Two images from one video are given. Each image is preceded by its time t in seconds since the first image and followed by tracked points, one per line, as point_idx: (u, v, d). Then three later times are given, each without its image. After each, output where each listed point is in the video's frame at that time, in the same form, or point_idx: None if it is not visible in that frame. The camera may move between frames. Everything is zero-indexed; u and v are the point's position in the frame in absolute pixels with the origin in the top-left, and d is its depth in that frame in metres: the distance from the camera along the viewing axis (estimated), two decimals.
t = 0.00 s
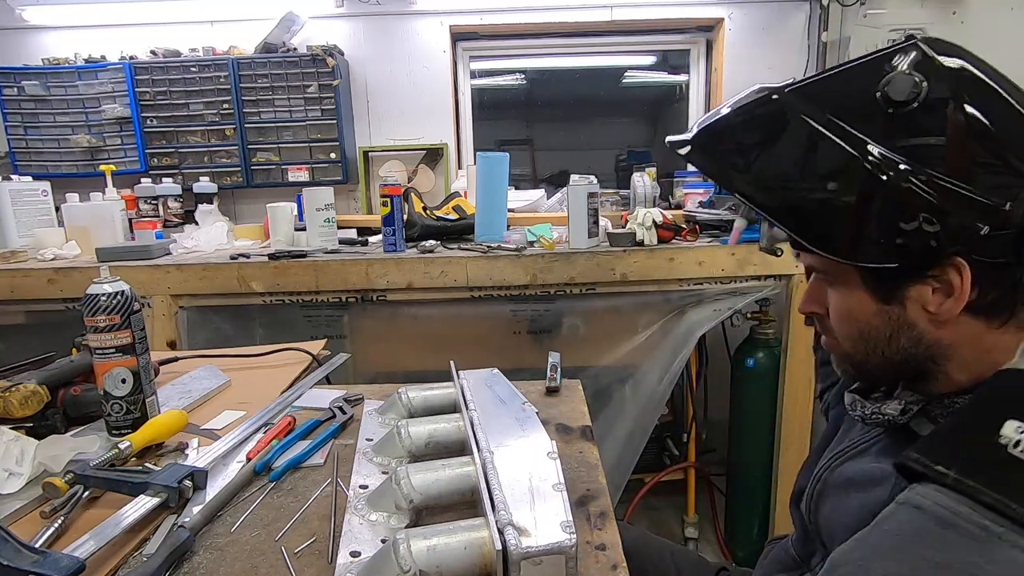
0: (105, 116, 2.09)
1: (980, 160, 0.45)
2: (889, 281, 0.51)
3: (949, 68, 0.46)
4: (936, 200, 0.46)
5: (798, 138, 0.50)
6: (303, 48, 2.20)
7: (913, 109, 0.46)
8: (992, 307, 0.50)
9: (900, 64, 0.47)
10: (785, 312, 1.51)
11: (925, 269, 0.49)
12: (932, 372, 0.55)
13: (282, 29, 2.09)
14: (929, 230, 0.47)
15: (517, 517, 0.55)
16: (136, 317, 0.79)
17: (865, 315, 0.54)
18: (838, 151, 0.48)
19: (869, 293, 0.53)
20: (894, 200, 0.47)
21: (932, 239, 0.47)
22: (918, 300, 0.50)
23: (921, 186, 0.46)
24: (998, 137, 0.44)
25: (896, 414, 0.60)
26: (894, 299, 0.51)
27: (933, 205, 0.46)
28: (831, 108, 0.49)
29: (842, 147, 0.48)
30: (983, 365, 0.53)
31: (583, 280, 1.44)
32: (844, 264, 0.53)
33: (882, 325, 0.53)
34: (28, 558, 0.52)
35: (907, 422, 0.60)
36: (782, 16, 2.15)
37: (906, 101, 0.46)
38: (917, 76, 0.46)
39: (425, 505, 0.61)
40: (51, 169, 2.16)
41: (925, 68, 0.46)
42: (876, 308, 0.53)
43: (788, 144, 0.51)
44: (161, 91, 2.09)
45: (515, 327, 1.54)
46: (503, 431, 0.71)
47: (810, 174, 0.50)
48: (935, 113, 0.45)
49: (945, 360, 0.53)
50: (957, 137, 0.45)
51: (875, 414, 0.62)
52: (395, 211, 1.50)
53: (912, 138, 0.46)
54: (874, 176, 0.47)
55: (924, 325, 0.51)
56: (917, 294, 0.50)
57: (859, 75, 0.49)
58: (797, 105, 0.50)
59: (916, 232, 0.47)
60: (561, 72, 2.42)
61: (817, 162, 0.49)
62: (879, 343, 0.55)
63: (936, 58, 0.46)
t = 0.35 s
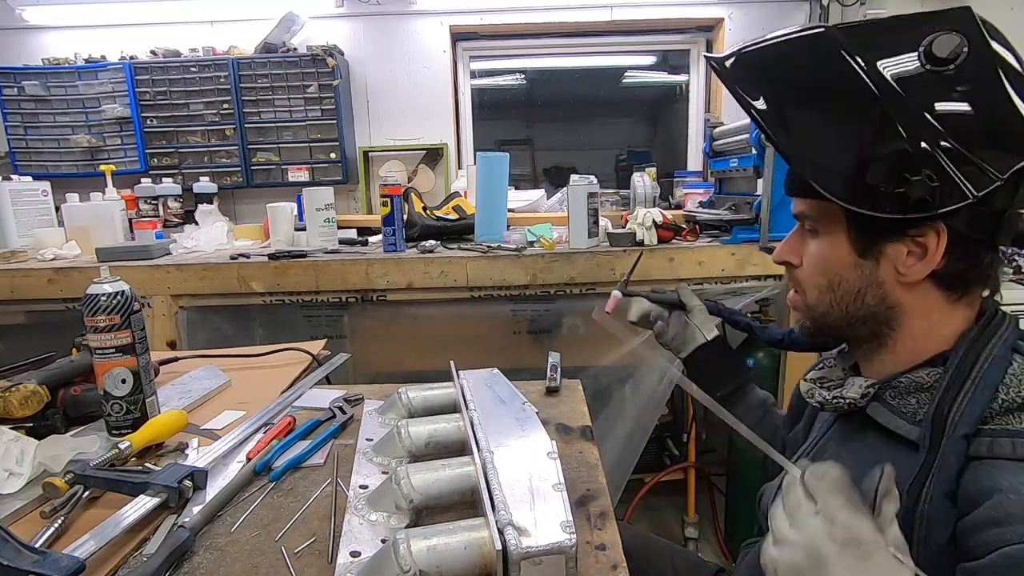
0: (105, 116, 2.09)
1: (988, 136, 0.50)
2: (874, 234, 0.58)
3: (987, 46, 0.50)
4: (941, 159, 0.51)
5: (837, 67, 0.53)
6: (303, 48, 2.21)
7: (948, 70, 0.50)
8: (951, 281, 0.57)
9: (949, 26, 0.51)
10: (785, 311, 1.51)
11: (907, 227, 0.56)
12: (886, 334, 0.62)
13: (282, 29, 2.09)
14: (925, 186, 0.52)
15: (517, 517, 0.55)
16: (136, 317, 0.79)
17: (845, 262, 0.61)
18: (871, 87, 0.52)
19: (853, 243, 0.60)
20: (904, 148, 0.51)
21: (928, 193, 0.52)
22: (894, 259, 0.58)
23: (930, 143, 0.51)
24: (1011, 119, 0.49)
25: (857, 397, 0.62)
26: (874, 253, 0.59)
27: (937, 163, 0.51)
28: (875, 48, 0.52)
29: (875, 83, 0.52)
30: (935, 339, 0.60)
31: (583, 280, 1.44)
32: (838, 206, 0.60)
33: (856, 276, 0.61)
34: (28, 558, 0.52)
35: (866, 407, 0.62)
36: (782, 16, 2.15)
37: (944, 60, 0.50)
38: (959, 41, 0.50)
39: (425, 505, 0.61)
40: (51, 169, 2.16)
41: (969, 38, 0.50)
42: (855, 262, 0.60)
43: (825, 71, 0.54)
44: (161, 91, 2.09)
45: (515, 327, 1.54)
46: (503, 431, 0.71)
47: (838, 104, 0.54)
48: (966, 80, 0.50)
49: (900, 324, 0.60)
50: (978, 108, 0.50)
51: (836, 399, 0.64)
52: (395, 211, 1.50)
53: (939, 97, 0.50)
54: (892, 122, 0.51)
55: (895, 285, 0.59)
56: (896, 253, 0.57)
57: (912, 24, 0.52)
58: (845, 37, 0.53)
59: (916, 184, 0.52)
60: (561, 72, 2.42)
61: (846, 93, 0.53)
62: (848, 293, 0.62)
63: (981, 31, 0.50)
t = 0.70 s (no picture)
0: (105, 116, 2.09)
1: (964, 121, 0.50)
2: (848, 221, 0.58)
3: (958, 40, 0.52)
4: (912, 142, 0.51)
5: (810, 50, 0.56)
6: (303, 48, 2.21)
7: (922, 56, 0.51)
8: (920, 269, 0.58)
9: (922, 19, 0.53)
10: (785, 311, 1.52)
11: (879, 214, 0.57)
12: (861, 323, 0.61)
13: (282, 29, 2.09)
14: (898, 167, 0.52)
15: (517, 517, 0.55)
16: (136, 317, 0.79)
17: (818, 250, 0.61)
18: (842, 68, 0.53)
19: (825, 229, 0.60)
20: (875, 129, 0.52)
21: (902, 174, 0.52)
22: (866, 245, 0.58)
23: (902, 125, 0.51)
24: (981, 107, 0.51)
25: (847, 394, 0.60)
26: (847, 240, 0.59)
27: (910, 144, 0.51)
28: (850, 35, 0.54)
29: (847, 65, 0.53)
30: (907, 328, 0.60)
31: (582, 280, 1.44)
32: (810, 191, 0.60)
33: (828, 262, 0.60)
34: (28, 558, 0.52)
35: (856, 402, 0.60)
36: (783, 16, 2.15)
37: (918, 47, 0.51)
38: (931, 32, 0.52)
39: (425, 505, 0.61)
40: (51, 169, 2.16)
41: (941, 31, 0.52)
42: (827, 249, 0.60)
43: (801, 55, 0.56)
44: (161, 91, 2.09)
45: (515, 327, 1.54)
46: (504, 431, 0.71)
47: (812, 83, 0.55)
48: (938, 66, 0.51)
49: (876, 312, 0.60)
50: (953, 94, 0.51)
51: (825, 396, 0.61)
52: (395, 211, 1.50)
53: (913, 80, 0.51)
54: (864, 101, 0.52)
55: (868, 272, 0.59)
56: (868, 240, 0.58)
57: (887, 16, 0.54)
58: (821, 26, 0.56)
59: (889, 166, 0.52)
60: (561, 72, 2.42)
61: (819, 75, 0.54)
62: (821, 281, 0.62)
63: (951, 26, 0.52)
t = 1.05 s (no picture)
0: (105, 116, 2.10)
1: (1010, 125, 0.49)
2: (901, 234, 0.56)
3: (995, 36, 0.50)
4: (963, 150, 0.50)
5: (845, 65, 0.53)
6: (303, 48, 2.20)
7: (958, 60, 0.50)
8: (973, 274, 0.57)
9: (953, 18, 0.51)
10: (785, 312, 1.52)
11: (931, 224, 0.55)
12: (911, 333, 0.60)
13: (282, 29, 2.09)
14: (953, 177, 0.51)
15: (517, 517, 0.55)
16: (136, 317, 0.79)
17: (868, 263, 0.59)
18: (878, 77, 0.51)
19: (873, 244, 0.58)
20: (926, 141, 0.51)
21: (955, 184, 0.51)
22: (919, 255, 0.56)
23: (951, 133, 0.50)
24: None
25: (885, 394, 0.60)
26: (898, 252, 0.57)
27: (960, 154, 0.50)
28: (884, 46, 0.52)
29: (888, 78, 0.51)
30: (959, 334, 0.59)
31: (583, 280, 1.44)
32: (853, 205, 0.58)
33: (879, 276, 0.59)
34: (27, 558, 0.52)
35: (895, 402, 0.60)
36: (783, 16, 2.15)
37: (955, 51, 0.50)
38: (967, 33, 0.50)
39: (424, 505, 0.61)
40: (51, 169, 2.16)
41: (976, 29, 0.50)
42: (877, 262, 0.58)
43: (836, 70, 0.54)
44: (161, 91, 2.09)
45: (516, 327, 1.54)
46: (504, 431, 0.71)
47: (851, 99, 0.53)
48: (979, 68, 0.49)
49: (929, 322, 0.59)
50: (990, 96, 0.49)
51: (862, 395, 0.62)
52: (395, 211, 1.50)
53: (955, 86, 0.50)
54: (911, 115, 0.50)
55: (921, 282, 0.58)
56: (920, 250, 0.56)
57: (914, 19, 0.52)
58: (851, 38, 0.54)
59: (942, 178, 0.51)
60: (561, 72, 2.42)
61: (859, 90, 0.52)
62: (872, 295, 0.60)
63: (986, 23, 0.50)
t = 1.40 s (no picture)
0: (105, 116, 2.10)
1: (1008, 125, 0.50)
2: (912, 227, 0.56)
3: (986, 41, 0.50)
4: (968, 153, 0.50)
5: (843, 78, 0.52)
6: (303, 48, 2.20)
7: (954, 65, 0.50)
8: (982, 267, 0.57)
9: (944, 23, 0.50)
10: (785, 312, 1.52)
11: (937, 220, 0.55)
12: (921, 328, 0.60)
13: (282, 29, 2.09)
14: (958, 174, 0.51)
15: (517, 517, 0.55)
16: (136, 317, 0.79)
17: (877, 262, 0.58)
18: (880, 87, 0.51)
19: (882, 239, 0.58)
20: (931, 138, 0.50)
21: (961, 180, 0.51)
22: (928, 251, 0.56)
23: (957, 137, 0.50)
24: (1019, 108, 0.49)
25: (890, 376, 0.59)
26: (907, 248, 0.57)
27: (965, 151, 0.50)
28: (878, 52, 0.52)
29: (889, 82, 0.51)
30: (970, 327, 0.59)
31: (582, 280, 1.44)
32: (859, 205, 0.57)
33: (889, 274, 0.58)
34: (27, 558, 0.52)
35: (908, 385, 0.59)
36: (783, 16, 2.15)
37: (949, 56, 0.50)
38: (960, 39, 0.50)
39: (424, 505, 0.61)
40: (51, 169, 2.16)
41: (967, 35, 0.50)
42: (886, 260, 0.58)
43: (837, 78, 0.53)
44: (161, 91, 2.09)
45: (515, 327, 1.54)
46: (505, 431, 0.71)
47: (854, 113, 0.52)
48: (973, 72, 0.50)
49: (939, 315, 0.59)
50: (986, 98, 0.49)
51: (868, 376, 0.61)
52: (395, 211, 1.50)
53: (953, 88, 0.49)
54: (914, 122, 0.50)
55: (929, 276, 0.58)
56: (928, 246, 0.56)
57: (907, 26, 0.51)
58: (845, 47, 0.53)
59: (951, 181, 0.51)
60: (561, 72, 2.42)
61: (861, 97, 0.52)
62: (881, 293, 0.60)
63: (978, 30, 0.50)
